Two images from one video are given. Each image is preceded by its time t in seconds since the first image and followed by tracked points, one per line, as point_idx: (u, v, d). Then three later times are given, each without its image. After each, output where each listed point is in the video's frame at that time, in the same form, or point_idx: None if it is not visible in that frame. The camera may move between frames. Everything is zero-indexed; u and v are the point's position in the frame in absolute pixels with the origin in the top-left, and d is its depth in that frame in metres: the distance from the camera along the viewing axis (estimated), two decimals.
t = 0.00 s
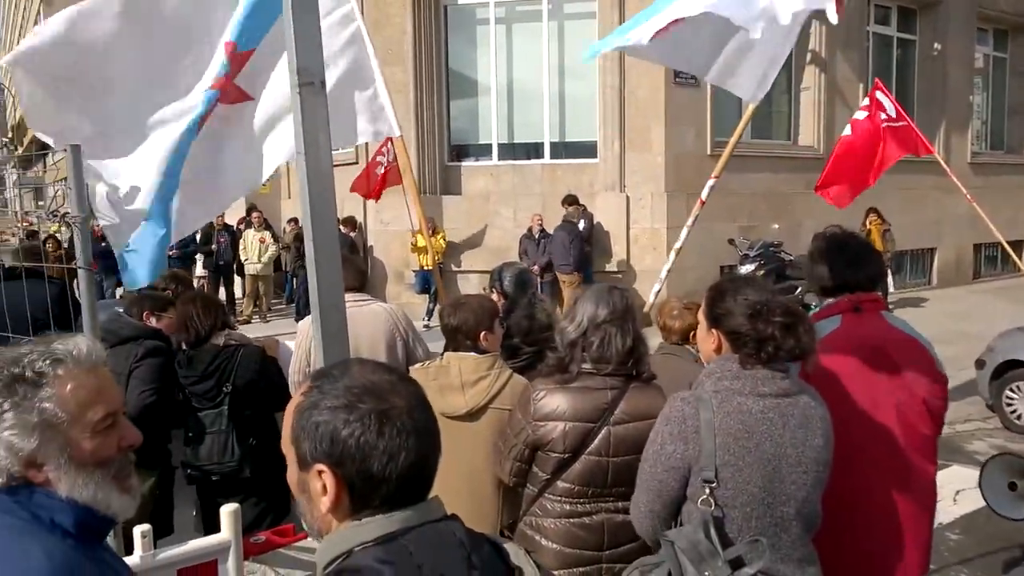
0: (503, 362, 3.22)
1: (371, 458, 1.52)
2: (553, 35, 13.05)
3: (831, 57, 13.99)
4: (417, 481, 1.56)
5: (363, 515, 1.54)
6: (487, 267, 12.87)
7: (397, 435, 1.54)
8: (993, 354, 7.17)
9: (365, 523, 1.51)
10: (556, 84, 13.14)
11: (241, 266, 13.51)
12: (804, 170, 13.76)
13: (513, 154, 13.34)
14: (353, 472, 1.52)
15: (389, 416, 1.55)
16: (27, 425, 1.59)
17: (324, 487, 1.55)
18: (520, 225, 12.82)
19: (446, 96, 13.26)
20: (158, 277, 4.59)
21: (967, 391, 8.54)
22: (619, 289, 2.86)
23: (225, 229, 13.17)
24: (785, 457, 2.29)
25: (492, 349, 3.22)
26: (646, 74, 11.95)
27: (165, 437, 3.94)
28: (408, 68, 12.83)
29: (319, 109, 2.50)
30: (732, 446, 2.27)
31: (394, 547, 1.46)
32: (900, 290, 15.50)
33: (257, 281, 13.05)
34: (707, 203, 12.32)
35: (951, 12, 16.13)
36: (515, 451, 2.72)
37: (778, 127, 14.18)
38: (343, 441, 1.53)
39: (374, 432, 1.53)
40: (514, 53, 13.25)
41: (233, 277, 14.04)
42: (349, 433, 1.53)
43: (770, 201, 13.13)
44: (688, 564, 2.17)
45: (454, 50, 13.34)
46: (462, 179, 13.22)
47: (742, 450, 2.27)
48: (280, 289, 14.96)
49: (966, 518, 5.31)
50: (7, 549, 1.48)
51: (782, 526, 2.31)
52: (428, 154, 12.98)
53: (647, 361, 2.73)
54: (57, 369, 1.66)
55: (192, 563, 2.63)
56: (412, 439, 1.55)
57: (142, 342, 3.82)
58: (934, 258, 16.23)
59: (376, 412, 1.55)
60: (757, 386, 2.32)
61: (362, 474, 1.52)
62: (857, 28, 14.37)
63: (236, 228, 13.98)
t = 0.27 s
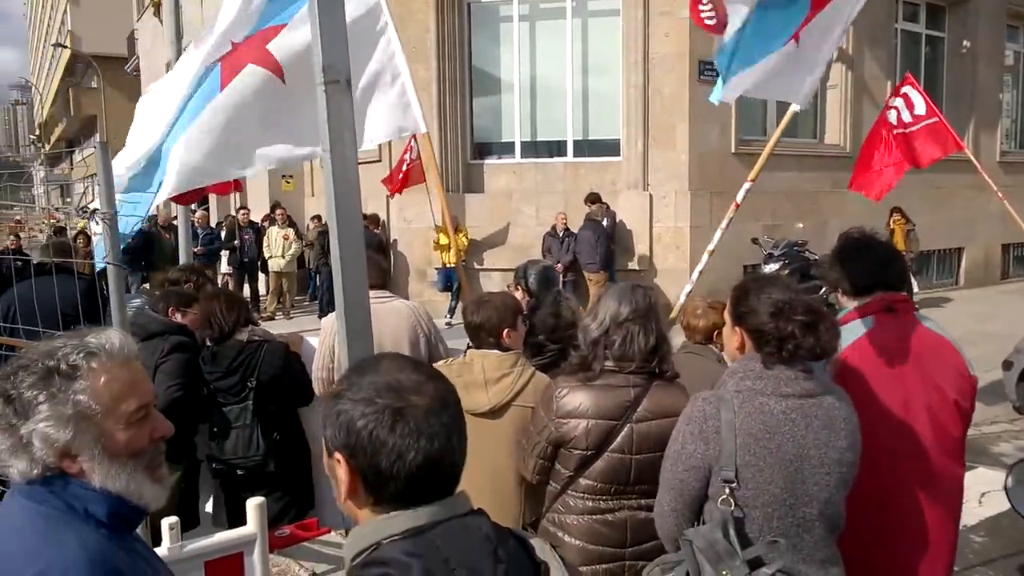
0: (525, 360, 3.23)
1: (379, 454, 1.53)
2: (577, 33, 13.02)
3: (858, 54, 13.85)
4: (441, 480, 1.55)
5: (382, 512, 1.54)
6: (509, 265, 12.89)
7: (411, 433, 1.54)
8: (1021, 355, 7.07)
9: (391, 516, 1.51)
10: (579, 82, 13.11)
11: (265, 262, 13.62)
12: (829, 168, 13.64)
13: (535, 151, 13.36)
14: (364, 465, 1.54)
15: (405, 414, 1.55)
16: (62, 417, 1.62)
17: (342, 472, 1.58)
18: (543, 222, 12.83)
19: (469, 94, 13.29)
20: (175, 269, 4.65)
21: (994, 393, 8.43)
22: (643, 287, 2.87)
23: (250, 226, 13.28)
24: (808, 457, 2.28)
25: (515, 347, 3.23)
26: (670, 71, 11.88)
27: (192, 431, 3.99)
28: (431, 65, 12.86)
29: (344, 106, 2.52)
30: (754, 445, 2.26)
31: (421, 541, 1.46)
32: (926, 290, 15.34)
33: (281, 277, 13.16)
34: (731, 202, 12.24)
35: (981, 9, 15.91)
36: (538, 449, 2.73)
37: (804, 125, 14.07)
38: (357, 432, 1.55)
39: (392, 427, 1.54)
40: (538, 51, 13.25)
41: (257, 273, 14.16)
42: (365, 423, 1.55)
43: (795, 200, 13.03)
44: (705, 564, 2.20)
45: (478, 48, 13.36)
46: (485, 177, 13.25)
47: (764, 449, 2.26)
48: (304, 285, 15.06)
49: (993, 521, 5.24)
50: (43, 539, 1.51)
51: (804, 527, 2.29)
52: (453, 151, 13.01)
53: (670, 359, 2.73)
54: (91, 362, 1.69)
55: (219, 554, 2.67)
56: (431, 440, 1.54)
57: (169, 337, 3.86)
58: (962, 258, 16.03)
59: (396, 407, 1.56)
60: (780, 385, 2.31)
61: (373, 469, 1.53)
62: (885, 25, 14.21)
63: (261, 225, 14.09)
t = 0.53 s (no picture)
0: (545, 356, 3.25)
1: (405, 449, 1.55)
2: (596, 29, 12.99)
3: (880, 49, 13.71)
4: (466, 477, 1.55)
5: (409, 505, 1.56)
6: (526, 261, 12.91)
7: (437, 430, 1.55)
8: None
9: (418, 510, 1.52)
10: (598, 79, 13.10)
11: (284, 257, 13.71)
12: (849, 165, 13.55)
13: (554, 148, 13.34)
14: (390, 459, 1.56)
15: (432, 411, 1.56)
16: (94, 409, 1.65)
17: (370, 461, 1.62)
18: (561, 219, 12.82)
19: (488, 91, 13.31)
20: (194, 261, 4.74)
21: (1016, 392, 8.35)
22: (661, 283, 2.88)
23: (270, 221, 13.37)
24: (827, 454, 2.27)
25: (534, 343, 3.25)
26: (689, 67, 11.83)
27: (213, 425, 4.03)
28: (450, 62, 12.89)
29: (366, 103, 2.53)
30: (772, 442, 2.26)
31: (448, 534, 1.46)
32: (947, 289, 15.21)
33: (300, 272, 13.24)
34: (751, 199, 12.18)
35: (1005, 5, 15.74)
36: (556, 445, 2.75)
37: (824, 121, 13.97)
38: (386, 426, 1.57)
39: (418, 423, 1.56)
40: (557, 47, 13.24)
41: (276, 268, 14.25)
42: (394, 417, 1.57)
43: (815, 197, 12.95)
44: (722, 558, 2.20)
45: (496, 45, 13.38)
46: (503, 173, 13.26)
47: (782, 446, 2.26)
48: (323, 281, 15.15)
49: (1015, 521, 5.19)
50: (75, 531, 1.54)
51: (824, 524, 2.28)
52: (472, 147, 13.06)
53: (688, 356, 2.74)
54: (121, 355, 1.72)
55: (242, 547, 2.69)
56: (457, 438, 1.55)
57: (190, 332, 3.90)
58: (984, 256, 15.89)
59: (422, 404, 1.57)
60: (800, 382, 2.31)
61: (398, 464, 1.55)
62: (908, 21, 14.07)
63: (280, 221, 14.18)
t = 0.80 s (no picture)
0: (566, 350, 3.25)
1: (429, 443, 1.56)
2: (616, 23, 12.94)
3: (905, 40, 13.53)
4: (492, 472, 1.55)
5: (436, 497, 1.57)
6: (546, 256, 12.91)
7: (463, 423, 1.56)
8: None
9: (443, 504, 1.54)
10: (618, 73, 13.05)
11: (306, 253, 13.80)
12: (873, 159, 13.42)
13: (573, 142, 13.33)
14: (416, 452, 1.58)
15: (457, 406, 1.57)
16: (125, 402, 1.68)
17: (397, 453, 1.63)
18: (581, 214, 12.80)
19: (507, 85, 13.31)
20: (218, 256, 4.79)
21: None
22: (682, 277, 2.87)
23: (291, 217, 13.46)
24: (850, 449, 2.27)
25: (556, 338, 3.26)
26: (710, 60, 11.74)
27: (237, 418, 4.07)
28: (470, 57, 12.89)
29: (388, 98, 2.52)
30: (796, 437, 2.26)
31: (474, 526, 1.48)
32: (973, 283, 15.03)
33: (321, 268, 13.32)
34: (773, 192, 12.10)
35: None
36: (577, 439, 2.76)
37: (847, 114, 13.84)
38: (412, 418, 1.59)
39: (444, 415, 1.57)
40: (576, 41, 13.21)
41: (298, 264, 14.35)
42: (420, 409, 1.59)
43: (838, 190, 12.83)
44: (744, 553, 2.20)
45: (516, 40, 13.37)
46: (522, 168, 13.33)
47: (806, 441, 2.26)
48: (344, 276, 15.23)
49: None
50: (108, 520, 1.58)
51: (847, 519, 2.28)
52: (493, 141, 13.09)
53: (708, 352, 2.74)
54: (152, 349, 1.74)
55: (268, 538, 2.73)
56: (482, 432, 1.56)
57: (215, 326, 3.94)
58: (1011, 250, 15.67)
59: (448, 398, 1.58)
60: (822, 376, 2.29)
61: (423, 457, 1.57)
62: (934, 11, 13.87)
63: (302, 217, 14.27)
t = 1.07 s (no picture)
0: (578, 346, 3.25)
1: (441, 438, 1.57)
2: (629, 18, 12.89)
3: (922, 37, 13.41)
4: (504, 468, 1.55)
5: (447, 493, 1.58)
6: (558, 252, 12.90)
7: (475, 419, 1.56)
8: None
9: (456, 500, 1.54)
10: (631, 68, 13.01)
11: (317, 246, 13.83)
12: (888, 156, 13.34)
13: (585, 138, 13.31)
14: (428, 447, 1.58)
15: (470, 402, 1.57)
16: (142, 392, 1.69)
17: (410, 449, 1.64)
18: (592, 210, 12.78)
19: (520, 80, 13.31)
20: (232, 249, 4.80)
21: None
22: (694, 274, 2.86)
23: (303, 211, 13.50)
24: (862, 449, 2.25)
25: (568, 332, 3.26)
26: (725, 55, 11.69)
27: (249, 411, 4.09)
28: (482, 51, 12.80)
29: (402, 93, 2.52)
30: (808, 436, 2.25)
31: (489, 522, 1.48)
32: (988, 282, 14.92)
33: (333, 261, 13.35)
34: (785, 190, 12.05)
35: None
36: (587, 435, 2.75)
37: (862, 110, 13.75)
38: (425, 412, 1.59)
39: (456, 410, 1.57)
40: (590, 36, 13.19)
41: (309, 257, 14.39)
42: (433, 404, 1.59)
43: (852, 188, 12.76)
44: (753, 552, 2.17)
45: (529, 35, 13.37)
46: (535, 163, 13.28)
47: (818, 441, 2.25)
48: (356, 270, 15.27)
49: None
50: (125, 509, 1.59)
51: (859, 520, 2.27)
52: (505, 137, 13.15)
53: (721, 348, 2.74)
54: (169, 340, 1.75)
55: (281, 530, 2.74)
56: (493, 429, 1.56)
57: (226, 319, 3.96)
58: None
59: (460, 394, 1.59)
60: (833, 376, 2.28)
61: (435, 451, 1.57)
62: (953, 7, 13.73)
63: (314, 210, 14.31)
